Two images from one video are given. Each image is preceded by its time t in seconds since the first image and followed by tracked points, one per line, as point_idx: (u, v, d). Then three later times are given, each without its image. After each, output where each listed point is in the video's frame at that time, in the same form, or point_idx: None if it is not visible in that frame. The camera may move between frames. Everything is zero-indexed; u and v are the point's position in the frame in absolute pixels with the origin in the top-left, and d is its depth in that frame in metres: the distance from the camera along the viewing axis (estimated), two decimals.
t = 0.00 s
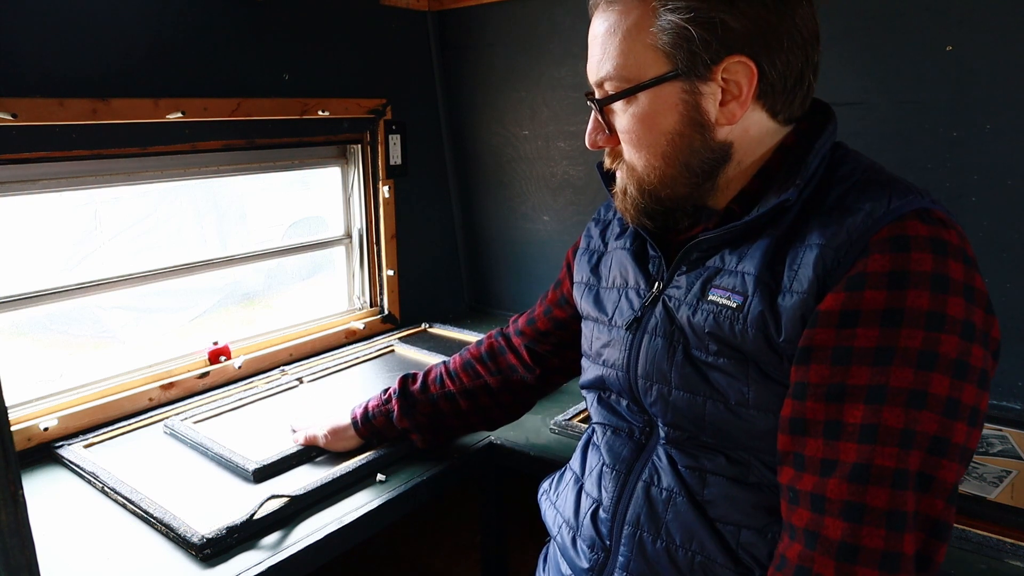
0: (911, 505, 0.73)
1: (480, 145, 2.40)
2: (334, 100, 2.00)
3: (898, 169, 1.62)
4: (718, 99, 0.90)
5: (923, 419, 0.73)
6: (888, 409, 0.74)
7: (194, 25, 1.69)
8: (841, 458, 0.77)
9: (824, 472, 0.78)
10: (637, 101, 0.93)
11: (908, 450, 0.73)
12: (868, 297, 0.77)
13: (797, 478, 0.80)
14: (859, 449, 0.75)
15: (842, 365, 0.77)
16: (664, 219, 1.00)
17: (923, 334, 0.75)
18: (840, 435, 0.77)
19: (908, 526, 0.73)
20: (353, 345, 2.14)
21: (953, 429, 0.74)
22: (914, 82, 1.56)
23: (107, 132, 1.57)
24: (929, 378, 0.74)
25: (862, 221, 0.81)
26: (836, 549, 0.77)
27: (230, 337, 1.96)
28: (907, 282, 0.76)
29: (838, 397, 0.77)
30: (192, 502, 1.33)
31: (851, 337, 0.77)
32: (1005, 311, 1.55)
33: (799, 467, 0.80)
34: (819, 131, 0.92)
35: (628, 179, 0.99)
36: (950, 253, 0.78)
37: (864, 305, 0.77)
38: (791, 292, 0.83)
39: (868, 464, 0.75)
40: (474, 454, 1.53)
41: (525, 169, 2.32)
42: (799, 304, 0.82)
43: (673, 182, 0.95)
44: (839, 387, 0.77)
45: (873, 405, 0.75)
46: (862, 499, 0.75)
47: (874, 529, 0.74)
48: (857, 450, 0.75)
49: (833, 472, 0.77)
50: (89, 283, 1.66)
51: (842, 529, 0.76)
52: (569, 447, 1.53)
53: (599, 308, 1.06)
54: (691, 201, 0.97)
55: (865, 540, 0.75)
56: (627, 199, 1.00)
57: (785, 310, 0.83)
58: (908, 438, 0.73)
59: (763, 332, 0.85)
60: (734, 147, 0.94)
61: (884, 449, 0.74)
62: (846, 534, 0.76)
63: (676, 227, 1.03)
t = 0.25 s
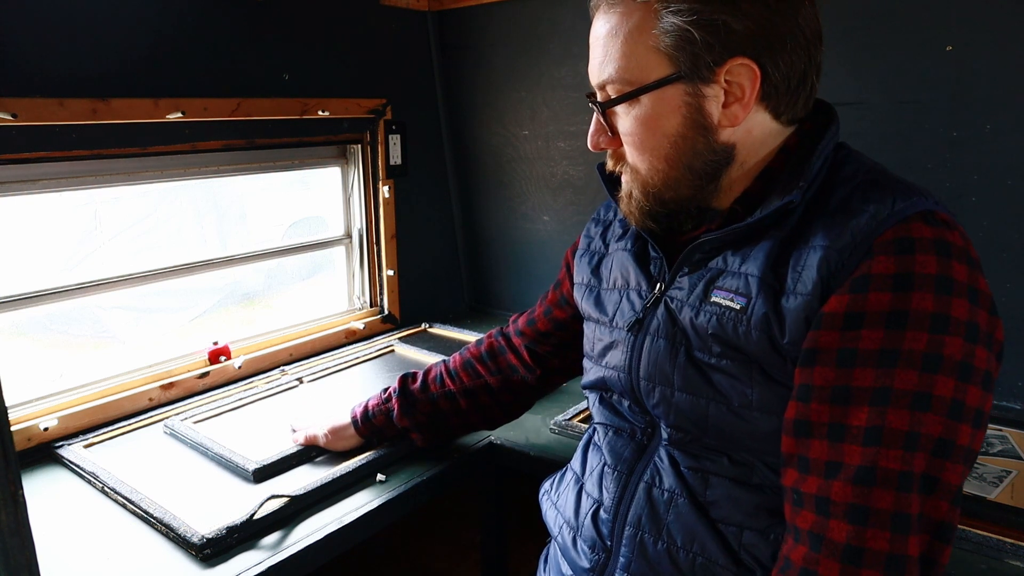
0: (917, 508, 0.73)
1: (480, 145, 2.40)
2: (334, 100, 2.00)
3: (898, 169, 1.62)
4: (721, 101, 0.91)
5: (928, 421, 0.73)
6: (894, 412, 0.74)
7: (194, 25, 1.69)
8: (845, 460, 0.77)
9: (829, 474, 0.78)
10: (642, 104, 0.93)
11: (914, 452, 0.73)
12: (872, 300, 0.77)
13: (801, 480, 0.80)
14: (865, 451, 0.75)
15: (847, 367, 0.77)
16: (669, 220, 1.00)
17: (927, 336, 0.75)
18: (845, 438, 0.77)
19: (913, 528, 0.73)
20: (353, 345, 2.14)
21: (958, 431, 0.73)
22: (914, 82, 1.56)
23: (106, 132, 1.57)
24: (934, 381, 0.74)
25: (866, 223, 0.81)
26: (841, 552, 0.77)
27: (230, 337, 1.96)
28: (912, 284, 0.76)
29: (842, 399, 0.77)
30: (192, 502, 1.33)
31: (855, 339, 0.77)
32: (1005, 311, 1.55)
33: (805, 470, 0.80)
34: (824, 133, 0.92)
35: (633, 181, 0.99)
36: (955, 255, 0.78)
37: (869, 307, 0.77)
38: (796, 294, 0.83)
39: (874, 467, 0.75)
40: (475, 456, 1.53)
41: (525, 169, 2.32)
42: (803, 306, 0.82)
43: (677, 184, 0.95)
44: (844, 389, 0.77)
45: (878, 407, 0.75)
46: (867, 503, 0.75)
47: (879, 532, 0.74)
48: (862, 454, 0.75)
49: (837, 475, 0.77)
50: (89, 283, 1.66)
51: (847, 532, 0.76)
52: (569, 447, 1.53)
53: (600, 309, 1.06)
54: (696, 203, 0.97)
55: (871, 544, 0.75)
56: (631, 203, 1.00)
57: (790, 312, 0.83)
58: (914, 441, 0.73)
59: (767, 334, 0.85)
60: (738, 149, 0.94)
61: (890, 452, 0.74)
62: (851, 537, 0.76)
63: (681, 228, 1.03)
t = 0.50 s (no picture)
0: (949, 521, 0.74)
1: (480, 145, 2.40)
2: (334, 100, 1.99)
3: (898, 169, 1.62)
4: (739, 104, 0.91)
5: (957, 434, 0.74)
6: (925, 427, 0.75)
7: (194, 26, 1.69)
8: (873, 476, 0.77)
9: (858, 489, 0.78)
10: (658, 104, 0.92)
11: (945, 467, 0.74)
12: (901, 314, 0.77)
13: (830, 496, 0.80)
14: (896, 467, 0.75)
15: (876, 383, 0.77)
16: (677, 222, 1.00)
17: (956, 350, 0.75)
18: (874, 453, 0.77)
19: (945, 542, 0.74)
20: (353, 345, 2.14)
21: (985, 443, 0.74)
22: (913, 82, 1.56)
23: (106, 132, 1.57)
24: (963, 395, 0.74)
25: (886, 233, 0.80)
26: (873, 569, 0.77)
27: (230, 337, 1.96)
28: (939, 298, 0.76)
29: (871, 414, 0.77)
30: (192, 502, 1.33)
31: (883, 353, 0.77)
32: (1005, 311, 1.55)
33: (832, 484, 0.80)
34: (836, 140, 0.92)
35: (643, 183, 0.99)
36: (977, 267, 0.78)
37: (897, 321, 0.77)
38: (816, 303, 0.82)
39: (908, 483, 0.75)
40: (474, 455, 1.54)
41: (525, 169, 2.32)
42: (823, 316, 0.81)
43: (691, 186, 0.95)
44: (872, 404, 0.77)
45: (908, 422, 0.75)
46: (900, 519, 0.75)
47: (914, 547, 0.74)
48: (892, 470, 0.76)
49: (866, 491, 0.77)
50: (89, 283, 1.66)
51: (882, 549, 0.76)
52: (570, 447, 1.53)
53: (608, 312, 1.06)
54: (706, 205, 0.98)
55: (905, 559, 0.75)
56: (643, 205, 0.99)
57: (809, 322, 0.82)
58: (945, 455, 0.74)
59: (784, 343, 0.84)
60: (752, 153, 0.95)
61: (923, 468, 0.74)
62: (884, 554, 0.76)
63: (688, 232, 1.03)
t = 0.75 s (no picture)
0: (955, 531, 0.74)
1: (480, 145, 2.40)
2: (333, 100, 1.99)
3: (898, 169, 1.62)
4: (766, 92, 0.88)
5: (961, 443, 0.74)
6: (929, 437, 0.74)
7: (194, 26, 1.69)
8: (878, 485, 0.76)
9: (862, 499, 0.77)
10: (695, 95, 0.86)
11: (949, 476, 0.74)
12: (906, 324, 0.76)
13: (836, 507, 0.80)
14: (902, 479, 0.75)
15: (881, 393, 0.77)
16: (696, 231, 0.93)
17: (962, 361, 0.74)
18: (878, 466, 0.76)
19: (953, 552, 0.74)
20: (353, 345, 2.14)
21: (987, 450, 0.74)
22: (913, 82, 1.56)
23: (106, 132, 1.57)
24: (964, 403, 0.74)
25: (886, 240, 0.79)
26: None
27: (230, 337, 1.96)
28: (942, 307, 0.75)
29: (874, 424, 0.77)
30: (192, 502, 1.33)
31: (885, 363, 0.76)
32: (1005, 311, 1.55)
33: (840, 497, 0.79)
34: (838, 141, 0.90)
35: (670, 184, 0.91)
36: (977, 274, 0.77)
37: (900, 329, 0.76)
38: (816, 309, 0.81)
39: (914, 494, 0.74)
40: (475, 455, 1.54)
41: (525, 169, 2.32)
42: (824, 322, 0.80)
43: (714, 191, 0.91)
44: (874, 413, 0.77)
45: (913, 433, 0.75)
46: (910, 532, 0.75)
47: (924, 558, 0.74)
48: (897, 481, 0.75)
49: (871, 502, 0.77)
50: (89, 283, 1.66)
51: (893, 561, 0.76)
52: (569, 447, 1.53)
53: (610, 310, 1.06)
54: (722, 214, 0.93)
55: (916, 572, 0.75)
56: (671, 208, 0.92)
57: (808, 327, 0.82)
58: (949, 464, 0.74)
59: (784, 348, 0.84)
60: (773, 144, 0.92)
61: (929, 478, 0.74)
62: (895, 567, 0.76)
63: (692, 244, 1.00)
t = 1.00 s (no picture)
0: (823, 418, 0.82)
1: (480, 146, 2.41)
2: (334, 100, 1.99)
3: (898, 169, 1.62)
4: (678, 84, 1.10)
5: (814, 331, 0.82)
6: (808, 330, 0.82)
7: (195, 26, 1.69)
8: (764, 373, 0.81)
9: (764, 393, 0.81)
10: (638, 65, 1.00)
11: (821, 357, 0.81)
12: (715, 234, 0.81)
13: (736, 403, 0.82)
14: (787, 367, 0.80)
15: (712, 297, 0.79)
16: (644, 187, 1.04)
17: (806, 246, 0.81)
18: (735, 343, 0.79)
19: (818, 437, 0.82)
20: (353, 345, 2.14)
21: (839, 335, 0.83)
22: (913, 82, 1.56)
23: (106, 132, 1.57)
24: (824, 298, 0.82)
25: (722, 180, 0.87)
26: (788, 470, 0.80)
27: (230, 337, 1.96)
28: (782, 215, 0.81)
29: (750, 325, 0.79)
30: (192, 502, 1.33)
31: (784, 258, 0.80)
32: (1005, 311, 1.54)
33: (716, 390, 0.82)
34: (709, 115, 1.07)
35: (621, 145, 1.02)
36: (802, 192, 0.83)
37: (764, 233, 0.80)
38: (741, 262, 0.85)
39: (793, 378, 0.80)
40: (475, 455, 1.54)
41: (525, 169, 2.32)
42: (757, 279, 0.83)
43: (656, 146, 1.03)
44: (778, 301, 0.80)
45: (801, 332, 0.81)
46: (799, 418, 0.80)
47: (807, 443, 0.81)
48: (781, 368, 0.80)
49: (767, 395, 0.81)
50: (89, 283, 1.66)
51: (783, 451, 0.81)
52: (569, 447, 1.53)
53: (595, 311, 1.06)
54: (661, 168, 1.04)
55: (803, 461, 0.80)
56: (626, 169, 1.02)
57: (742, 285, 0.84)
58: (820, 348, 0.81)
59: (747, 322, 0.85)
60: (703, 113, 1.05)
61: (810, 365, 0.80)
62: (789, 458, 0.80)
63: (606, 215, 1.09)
